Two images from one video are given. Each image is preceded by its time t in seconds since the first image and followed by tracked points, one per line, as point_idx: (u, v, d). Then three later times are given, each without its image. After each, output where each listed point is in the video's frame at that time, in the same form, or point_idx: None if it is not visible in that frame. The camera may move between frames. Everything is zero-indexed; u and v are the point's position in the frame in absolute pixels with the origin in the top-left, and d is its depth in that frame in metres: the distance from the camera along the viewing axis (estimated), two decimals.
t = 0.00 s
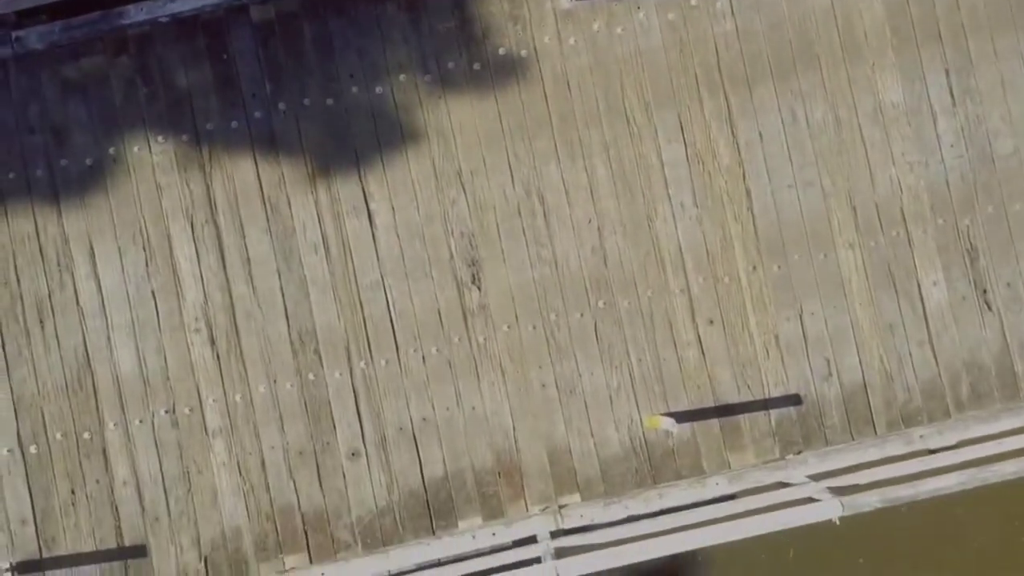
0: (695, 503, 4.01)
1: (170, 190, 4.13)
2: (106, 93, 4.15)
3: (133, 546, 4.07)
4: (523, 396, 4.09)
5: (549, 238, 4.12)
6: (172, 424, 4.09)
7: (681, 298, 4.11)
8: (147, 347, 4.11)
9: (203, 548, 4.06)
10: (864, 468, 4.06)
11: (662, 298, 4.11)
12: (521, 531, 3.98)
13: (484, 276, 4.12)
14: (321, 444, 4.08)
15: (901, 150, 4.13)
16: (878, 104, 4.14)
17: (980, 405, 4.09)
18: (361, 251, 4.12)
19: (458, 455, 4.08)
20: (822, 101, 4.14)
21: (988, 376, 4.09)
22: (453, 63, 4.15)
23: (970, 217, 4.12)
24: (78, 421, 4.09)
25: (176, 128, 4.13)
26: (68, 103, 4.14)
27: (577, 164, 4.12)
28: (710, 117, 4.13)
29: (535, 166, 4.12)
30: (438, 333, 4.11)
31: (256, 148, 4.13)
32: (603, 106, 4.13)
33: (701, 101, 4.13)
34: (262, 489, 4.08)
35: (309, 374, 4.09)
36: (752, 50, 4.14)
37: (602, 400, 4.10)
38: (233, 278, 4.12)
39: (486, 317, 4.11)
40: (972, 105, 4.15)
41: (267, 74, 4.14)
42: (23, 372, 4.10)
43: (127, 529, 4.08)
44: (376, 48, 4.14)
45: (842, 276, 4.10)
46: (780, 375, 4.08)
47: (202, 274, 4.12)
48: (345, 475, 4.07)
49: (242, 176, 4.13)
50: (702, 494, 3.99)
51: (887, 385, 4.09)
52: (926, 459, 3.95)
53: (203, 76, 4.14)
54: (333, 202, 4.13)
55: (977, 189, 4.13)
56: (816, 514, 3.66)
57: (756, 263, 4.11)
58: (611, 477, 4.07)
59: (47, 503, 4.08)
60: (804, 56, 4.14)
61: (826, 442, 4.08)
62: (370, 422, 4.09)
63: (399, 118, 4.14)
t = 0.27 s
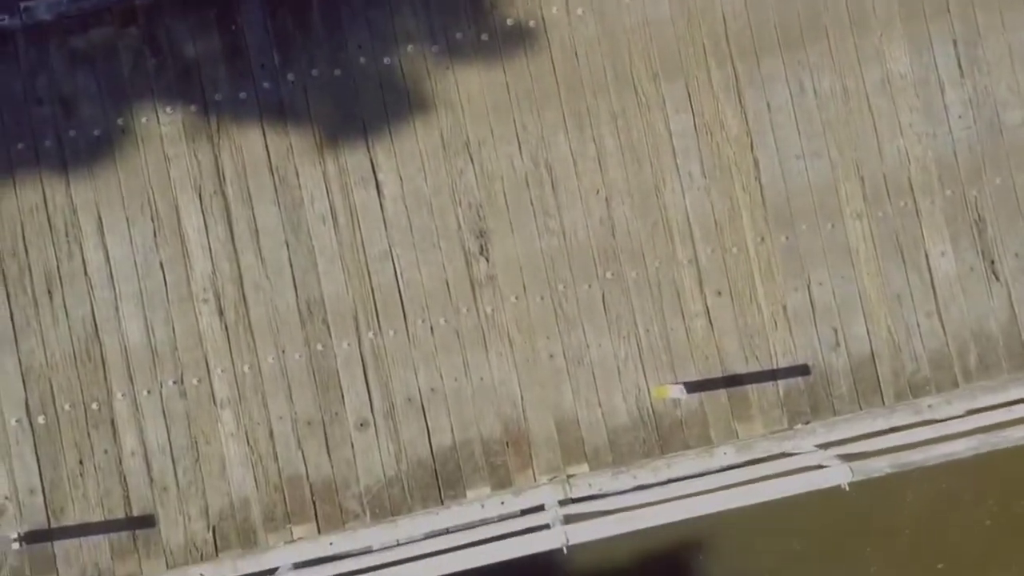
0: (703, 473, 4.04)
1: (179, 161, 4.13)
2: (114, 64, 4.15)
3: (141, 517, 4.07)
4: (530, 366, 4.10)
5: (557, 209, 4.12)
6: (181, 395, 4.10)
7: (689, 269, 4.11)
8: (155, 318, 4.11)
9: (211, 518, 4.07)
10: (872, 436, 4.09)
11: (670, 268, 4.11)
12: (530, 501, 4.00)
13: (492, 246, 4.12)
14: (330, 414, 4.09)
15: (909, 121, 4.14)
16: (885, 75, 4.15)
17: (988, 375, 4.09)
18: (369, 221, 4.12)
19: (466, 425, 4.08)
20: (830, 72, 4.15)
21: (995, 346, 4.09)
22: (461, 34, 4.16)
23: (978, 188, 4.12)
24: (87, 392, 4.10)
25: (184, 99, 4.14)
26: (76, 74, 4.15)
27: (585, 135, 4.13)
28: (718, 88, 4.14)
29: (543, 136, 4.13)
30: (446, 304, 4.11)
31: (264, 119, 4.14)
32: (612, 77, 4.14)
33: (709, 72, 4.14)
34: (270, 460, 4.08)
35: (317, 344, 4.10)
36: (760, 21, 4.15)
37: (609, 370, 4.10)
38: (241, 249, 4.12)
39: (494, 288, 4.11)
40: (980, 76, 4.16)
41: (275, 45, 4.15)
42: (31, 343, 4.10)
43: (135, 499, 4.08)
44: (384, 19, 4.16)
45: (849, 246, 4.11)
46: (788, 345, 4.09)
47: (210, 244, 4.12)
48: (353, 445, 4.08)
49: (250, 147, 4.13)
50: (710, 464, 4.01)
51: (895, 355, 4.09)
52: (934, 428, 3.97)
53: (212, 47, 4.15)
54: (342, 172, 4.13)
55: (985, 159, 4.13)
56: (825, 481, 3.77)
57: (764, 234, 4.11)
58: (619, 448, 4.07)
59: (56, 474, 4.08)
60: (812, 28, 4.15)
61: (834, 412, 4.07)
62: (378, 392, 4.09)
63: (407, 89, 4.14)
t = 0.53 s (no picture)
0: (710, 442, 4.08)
1: (186, 131, 4.14)
2: (122, 35, 4.15)
3: (149, 486, 4.07)
4: (538, 337, 4.10)
5: (564, 180, 4.12)
6: (188, 364, 4.10)
7: (697, 240, 4.11)
8: (163, 288, 4.11)
9: (218, 488, 4.07)
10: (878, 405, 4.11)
11: (677, 238, 4.11)
12: (537, 470, 4.03)
13: (499, 217, 4.12)
14: (337, 383, 4.09)
15: (916, 92, 4.14)
16: (892, 46, 4.15)
17: (996, 345, 4.08)
18: (376, 191, 4.12)
19: (473, 396, 4.08)
20: (837, 44, 4.15)
21: (1002, 316, 4.10)
22: (469, 5, 4.17)
23: (985, 158, 4.13)
24: (94, 362, 4.10)
25: (192, 70, 4.14)
26: (84, 44, 4.15)
27: (592, 106, 4.13)
28: (726, 59, 4.14)
29: (550, 107, 4.13)
30: (453, 274, 4.11)
31: (272, 89, 4.14)
32: (619, 48, 4.15)
33: (716, 44, 4.15)
34: (278, 430, 4.08)
35: (325, 315, 4.10)
36: None
37: (617, 340, 4.09)
38: (248, 219, 4.12)
39: (501, 259, 4.11)
40: (987, 47, 4.16)
41: (283, 16, 4.15)
42: (39, 313, 4.10)
43: (143, 469, 4.08)
44: None
45: (856, 217, 4.11)
46: (795, 315, 4.09)
47: (217, 214, 4.12)
48: (361, 416, 4.08)
49: (258, 118, 4.14)
50: (718, 433, 4.04)
51: (902, 325, 4.09)
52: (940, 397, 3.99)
53: (219, 18, 4.16)
54: (349, 143, 4.14)
55: (992, 130, 4.13)
56: (832, 448, 3.93)
57: (771, 204, 4.11)
58: (625, 418, 4.07)
59: (63, 444, 4.07)
60: None
61: (841, 381, 4.07)
62: (386, 362, 4.09)
63: (415, 60, 4.15)
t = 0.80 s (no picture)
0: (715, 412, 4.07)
1: (193, 103, 4.15)
2: (129, 7, 4.16)
3: (155, 458, 4.07)
4: (544, 309, 4.10)
5: (570, 151, 4.13)
6: (195, 336, 4.10)
7: (703, 211, 4.12)
8: (169, 259, 4.12)
9: (225, 459, 4.08)
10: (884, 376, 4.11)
11: (683, 210, 4.12)
12: (543, 440, 4.03)
13: (505, 188, 4.13)
14: (343, 355, 4.09)
15: (922, 63, 4.15)
16: (898, 18, 4.16)
17: (1002, 315, 4.09)
18: (382, 163, 4.13)
19: (480, 367, 4.09)
20: (843, 15, 4.16)
21: (1008, 287, 4.10)
22: None
23: (990, 129, 4.13)
24: (101, 333, 4.10)
25: (199, 42, 4.15)
26: (91, 17, 4.15)
27: (598, 77, 4.14)
28: (732, 31, 4.15)
29: (556, 78, 4.14)
30: (459, 246, 4.12)
31: (278, 61, 4.15)
32: (625, 20, 4.15)
33: (722, 15, 4.15)
34: (284, 401, 4.09)
35: (331, 286, 4.10)
36: None
37: (623, 312, 4.10)
38: (255, 191, 4.13)
39: (507, 230, 4.12)
40: (992, 19, 4.17)
41: None
42: (46, 284, 4.10)
43: (149, 440, 4.08)
44: None
45: (862, 188, 4.12)
46: (801, 287, 4.09)
47: (224, 186, 4.13)
48: (367, 387, 4.08)
49: (265, 90, 4.14)
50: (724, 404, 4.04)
51: (908, 296, 4.09)
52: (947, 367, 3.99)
53: None
54: (355, 115, 4.14)
55: (997, 101, 4.14)
56: (838, 414, 3.94)
57: (777, 176, 4.12)
58: (631, 389, 4.07)
59: (70, 415, 4.08)
60: None
61: (847, 352, 4.07)
62: (393, 334, 4.10)
63: (421, 32, 4.16)
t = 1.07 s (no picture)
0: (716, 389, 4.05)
1: (195, 81, 4.15)
2: None
3: (157, 435, 4.08)
4: (546, 285, 4.10)
5: (572, 128, 4.13)
6: (197, 313, 4.10)
7: (705, 188, 4.12)
8: (171, 236, 4.12)
9: (227, 436, 4.07)
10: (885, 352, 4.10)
11: (685, 187, 4.12)
12: (545, 417, 4.02)
13: (507, 165, 4.13)
14: (345, 331, 4.10)
15: (923, 41, 4.15)
16: None
17: (1003, 292, 4.09)
18: (384, 139, 4.13)
19: (482, 343, 4.09)
20: None
21: (1010, 264, 4.11)
22: None
23: (992, 106, 4.14)
24: (103, 311, 4.10)
25: (201, 20, 4.16)
26: None
27: (600, 54, 4.14)
28: (733, 8, 4.15)
29: (558, 56, 4.14)
30: (461, 223, 4.12)
31: (281, 39, 4.15)
32: None
33: None
34: (286, 377, 4.09)
35: (333, 263, 4.11)
36: None
37: (624, 289, 4.10)
38: (257, 168, 4.14)
39: (509, 208, 4.12)
40: None
41: None
42: (48, 261, 4.11)
43: (151, 417, 4.08)
44: None
45: (864, 166, 4.12)
46: (802, 264, 4.09)
47: (226, 163, 4.14)
48: (369, 363, 4.09)
49: (267, 67, 4.15)
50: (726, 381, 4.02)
51: (909, 272, 4.10)
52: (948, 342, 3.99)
53: None
54: (357, 92, 4.15)
55: (999, 79, 4.15)
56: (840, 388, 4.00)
57: (778, 153, 4.12)
58: (633, 365, 4.07)
59: (72, 392, 4.08)
60: None
61: (848, 328, 4.08)
62: (395, 311, 4.10)
63: (423, 10, 4.16)
